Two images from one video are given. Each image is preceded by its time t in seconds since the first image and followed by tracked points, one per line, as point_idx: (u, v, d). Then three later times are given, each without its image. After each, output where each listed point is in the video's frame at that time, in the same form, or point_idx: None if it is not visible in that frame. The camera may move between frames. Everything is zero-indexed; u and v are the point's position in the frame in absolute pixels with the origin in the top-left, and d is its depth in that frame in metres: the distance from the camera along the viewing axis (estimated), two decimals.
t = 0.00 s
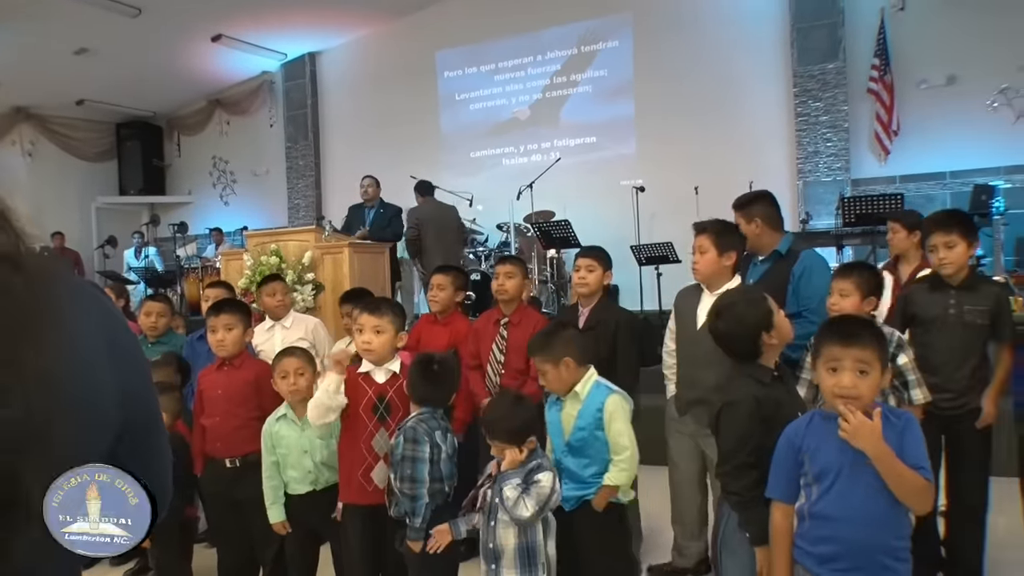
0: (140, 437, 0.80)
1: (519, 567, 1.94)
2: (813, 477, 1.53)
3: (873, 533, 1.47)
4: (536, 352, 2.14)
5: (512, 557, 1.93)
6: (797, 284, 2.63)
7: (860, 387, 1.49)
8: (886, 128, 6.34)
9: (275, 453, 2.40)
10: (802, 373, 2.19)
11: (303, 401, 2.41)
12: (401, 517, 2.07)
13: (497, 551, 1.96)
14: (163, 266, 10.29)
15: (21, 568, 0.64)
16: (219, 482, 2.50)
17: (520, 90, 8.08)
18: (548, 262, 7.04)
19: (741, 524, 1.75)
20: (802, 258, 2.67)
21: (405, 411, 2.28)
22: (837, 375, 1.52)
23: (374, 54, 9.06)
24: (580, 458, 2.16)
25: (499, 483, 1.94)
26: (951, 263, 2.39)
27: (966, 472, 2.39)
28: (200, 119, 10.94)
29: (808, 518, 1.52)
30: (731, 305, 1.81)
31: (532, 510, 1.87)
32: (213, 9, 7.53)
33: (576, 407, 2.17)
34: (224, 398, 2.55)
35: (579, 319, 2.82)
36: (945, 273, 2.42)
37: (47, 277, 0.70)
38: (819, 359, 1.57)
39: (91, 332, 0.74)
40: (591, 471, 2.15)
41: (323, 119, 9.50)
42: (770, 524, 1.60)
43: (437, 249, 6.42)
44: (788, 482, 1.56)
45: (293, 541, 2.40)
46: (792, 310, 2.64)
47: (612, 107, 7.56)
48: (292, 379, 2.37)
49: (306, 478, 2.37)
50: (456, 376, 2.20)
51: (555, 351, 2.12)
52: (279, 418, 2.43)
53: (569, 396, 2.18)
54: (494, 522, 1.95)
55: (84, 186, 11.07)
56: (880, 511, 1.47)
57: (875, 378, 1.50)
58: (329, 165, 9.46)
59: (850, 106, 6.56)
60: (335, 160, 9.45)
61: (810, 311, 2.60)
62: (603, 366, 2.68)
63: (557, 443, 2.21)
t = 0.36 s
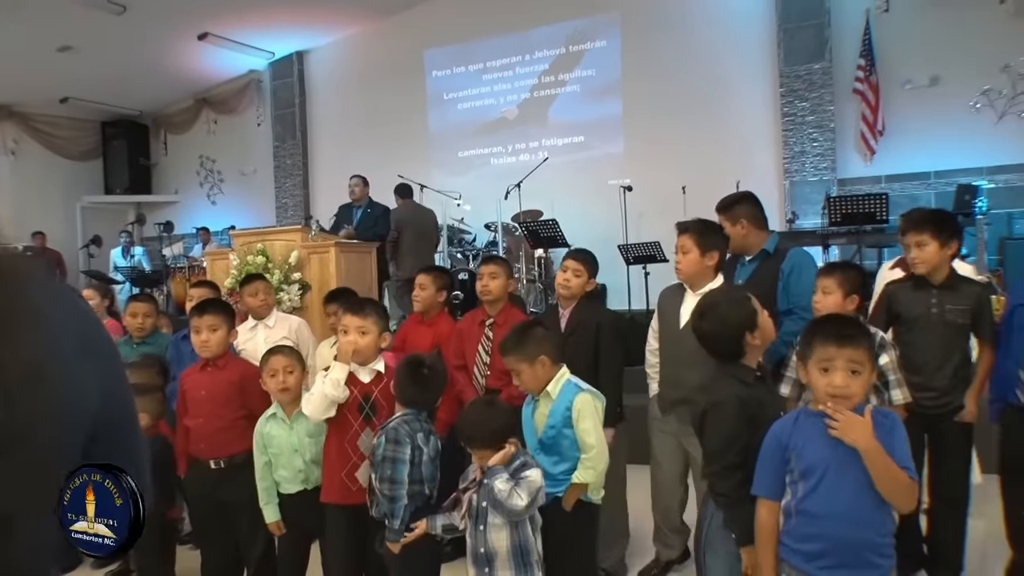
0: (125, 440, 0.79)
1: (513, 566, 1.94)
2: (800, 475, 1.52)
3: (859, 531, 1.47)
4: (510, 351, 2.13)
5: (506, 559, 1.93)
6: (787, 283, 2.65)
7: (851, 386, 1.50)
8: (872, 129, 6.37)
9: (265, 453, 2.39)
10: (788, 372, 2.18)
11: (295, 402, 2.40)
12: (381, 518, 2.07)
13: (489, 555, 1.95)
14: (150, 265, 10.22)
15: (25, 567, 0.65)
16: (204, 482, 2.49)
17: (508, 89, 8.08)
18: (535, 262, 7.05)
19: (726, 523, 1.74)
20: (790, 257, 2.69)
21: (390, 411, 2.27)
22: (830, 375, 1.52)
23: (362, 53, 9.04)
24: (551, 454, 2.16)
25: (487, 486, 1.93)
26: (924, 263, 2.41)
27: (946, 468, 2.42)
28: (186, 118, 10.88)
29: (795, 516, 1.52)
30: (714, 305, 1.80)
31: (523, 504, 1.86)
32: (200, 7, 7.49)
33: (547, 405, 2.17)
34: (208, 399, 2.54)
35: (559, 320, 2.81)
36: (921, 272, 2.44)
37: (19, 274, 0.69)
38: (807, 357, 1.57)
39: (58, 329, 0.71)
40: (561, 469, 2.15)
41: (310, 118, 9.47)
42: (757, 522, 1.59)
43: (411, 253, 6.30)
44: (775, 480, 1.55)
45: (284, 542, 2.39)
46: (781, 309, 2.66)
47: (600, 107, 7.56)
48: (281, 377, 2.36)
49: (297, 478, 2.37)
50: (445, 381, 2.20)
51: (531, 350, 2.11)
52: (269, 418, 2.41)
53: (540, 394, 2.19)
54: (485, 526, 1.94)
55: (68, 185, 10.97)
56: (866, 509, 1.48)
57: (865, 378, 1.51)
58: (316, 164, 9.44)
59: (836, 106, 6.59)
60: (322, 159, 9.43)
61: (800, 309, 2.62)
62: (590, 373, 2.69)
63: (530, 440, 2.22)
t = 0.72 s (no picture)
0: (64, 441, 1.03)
1: (502, 567, 1.95)
2: (783, 476, 1.51)
3: (841, 532, 1.47)
4: (498, 352, 2.11)
5: (494, 559, 1.94)
6: (770, 284, 2.66)
7: (833, 383, 1.50)
8: (856, 130, 6.42)
9: (242, 456, 2.37)
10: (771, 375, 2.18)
11: (272, 404, 2.38)
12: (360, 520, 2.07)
13: (474, 558, 1.94)
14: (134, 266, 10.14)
15: None
16: (186, 485, 2.47)
17: (494, 89, 8.08)
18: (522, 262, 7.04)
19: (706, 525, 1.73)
20: (773, 258, 2.71)
21: (365, 413, 2.28)
22: (812, 372, 1.51)
23: (348, 52, 9.01)
24: (545, 458, 2.14)
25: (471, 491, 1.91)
26: (905, 264, 2.43)
27: (926, 465, 2.44)
28: (171, 117, 10.81)
29: (779, 517, 1.52)
30: (698, 300, 1.81)
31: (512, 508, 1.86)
32: (184, 5, 7.44)
33: (536, 407, 2.16)
34: (192, 401, 2.52)
35: (556, 322, 2.79)
36: (901, 273, 2.46)
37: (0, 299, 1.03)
38: (787, 355, 1.57)
39: (11, 327, 1.02)
40: (557, 471, 2.14)
41: (296, 118, 9.43)
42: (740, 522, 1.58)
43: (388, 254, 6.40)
44: (757, 481, 1.54)
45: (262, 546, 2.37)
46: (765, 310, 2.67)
47: (586, 107, 7.57)
48: (259, 376, 2.34)
49: (274, 481, 2.35)
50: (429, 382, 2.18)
51: (518, 352, 2.10)
52: (245, 420, 2.40)
53: (529, 397, 2.17)
54: (470, 531, 1.93)
55: (50, 185, 10.85)
56: (849, 511, 1.48)
57: (847, 377, 1.52)
58: (301, 164, 9.40)
59: (820, 107, 6.63)
60: (308, 159, 9.39)
61: (781, 311, 2.64)
62: (581, 374, 2.67)
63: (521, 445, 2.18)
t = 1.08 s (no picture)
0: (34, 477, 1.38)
1: (486, 566, 1.95)
2: (766, 479, 1.52)
3: (822, 533, 1.48)
4: (502, 348, 2.13)
5: (479, 557, 1.94)
6: (754, 284, 2.67)
7: (815, 380, 1.50)
8: (840, 131, 6.46)
9: (214, 461, 2.35)
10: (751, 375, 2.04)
11: (243, 406, 2.37)
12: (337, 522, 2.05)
13: (458, 556, 1.94)
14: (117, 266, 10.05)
15: None
16: (167, 487, 2.45)
17: (480, 90, 8.08)
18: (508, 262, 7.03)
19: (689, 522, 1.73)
20: (757, 258, 2.72)
21: (344, 414, 2.26)
22: (794, 370, 1.52)
23: (333, 52, 8.97)
24: (536, 462, 2.13)
25: (457, 489, 1.92)
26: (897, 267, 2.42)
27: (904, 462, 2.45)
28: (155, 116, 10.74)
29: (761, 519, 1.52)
30: (692, 292, 1.80)
31: (508, 497, 1.90)
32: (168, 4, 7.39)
33: (531, 411, 2.17)
34: (176, 402, 2.50)
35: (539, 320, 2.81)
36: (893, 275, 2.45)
37: None
38: (768, 353, 1.58)
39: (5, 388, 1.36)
40: (547, 477, 2.13)
41: (282, 117, 9.39)
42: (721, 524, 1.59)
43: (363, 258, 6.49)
44: (741, 483, 1.54)
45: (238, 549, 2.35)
46: (749, 309, 2.68)
47: (572, 107, 7.58)
48: (229, 381, 2.32)
49: (248, 485, 2.34)
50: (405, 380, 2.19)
51: (516, 350, 2.12)
52: (215, 425, 2.37)
53: (525, 399, 2.18)
54: (456, 529, 1.93)
55: (31, 184, 10.72)
56: (829, 514, 1.49)
57: (827, 375, 1.52)
58: (287, 164, 9.36)
59: (805, 108, 6.66)
60: (294, 158, 9.35)
61: (763, 310, 2.65)
62: (566, 376, 2.65)
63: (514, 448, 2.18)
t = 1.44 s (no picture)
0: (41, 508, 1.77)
1: (459, 566, 1.95)
2: (733, 481, 1.53)
3: (788, 533, 1.50)
4: (498, 346, 2.15)
5: (452, 558, 1.94)
6: (739, 284, 2.70)
7: (778, 380, 1.52)
8: (819, 133, 6.51)
9: (188, 460, 2.34)
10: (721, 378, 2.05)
11: (222, 405, 2.36)
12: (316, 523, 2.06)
13: (431, 557, 1.93)
14: (96, 267, 9.97)
15: None
16: (139, 490, 2.44)
17: (463, 91, 8.08)
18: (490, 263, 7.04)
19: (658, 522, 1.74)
20: (738, 260, 2.74)
21: (319, 416, 2.26)
22: (758, 370, 1.54)
23: (315, 52, 8.94)
24: (522, 466, 2.13)
25: (433, 489, 1.93)
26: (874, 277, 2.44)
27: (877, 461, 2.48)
28: (135, 116, 10.66)
29: (728, 522, 1.54)
30: (665, 291, 1.82)
31: (487, 499, 1.91)
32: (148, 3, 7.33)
33: (521, 414, 2.17)
34: (149, 405, 2.47)
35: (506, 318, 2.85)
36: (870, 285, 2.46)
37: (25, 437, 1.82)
38: (733, 354, 1.59)
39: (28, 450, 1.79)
40: (532, 482, 2.12)
41: (264, 118, 9.34)
42: (690, 527, 1.61)
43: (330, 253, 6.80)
44: (707, 486, 1.56)
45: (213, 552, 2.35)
46: (734, 310, 2.71)
47: (553, 108, 7.60)
48: (210, 383, 2.32)
49: (221, 486, 2.33)
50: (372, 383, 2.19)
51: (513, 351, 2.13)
52: (193, 423, 2.36)
53: (516, 401, 2.19)
54: (430, 530, 1.93)
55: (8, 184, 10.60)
56: (795, 514, 1.50)
57: (791, 375, 1.54)
58: (269, 164, 9.31)
59: (785, 110, 6.71)
60: (276, 159, 9.31)
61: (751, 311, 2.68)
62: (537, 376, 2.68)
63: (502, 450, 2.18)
